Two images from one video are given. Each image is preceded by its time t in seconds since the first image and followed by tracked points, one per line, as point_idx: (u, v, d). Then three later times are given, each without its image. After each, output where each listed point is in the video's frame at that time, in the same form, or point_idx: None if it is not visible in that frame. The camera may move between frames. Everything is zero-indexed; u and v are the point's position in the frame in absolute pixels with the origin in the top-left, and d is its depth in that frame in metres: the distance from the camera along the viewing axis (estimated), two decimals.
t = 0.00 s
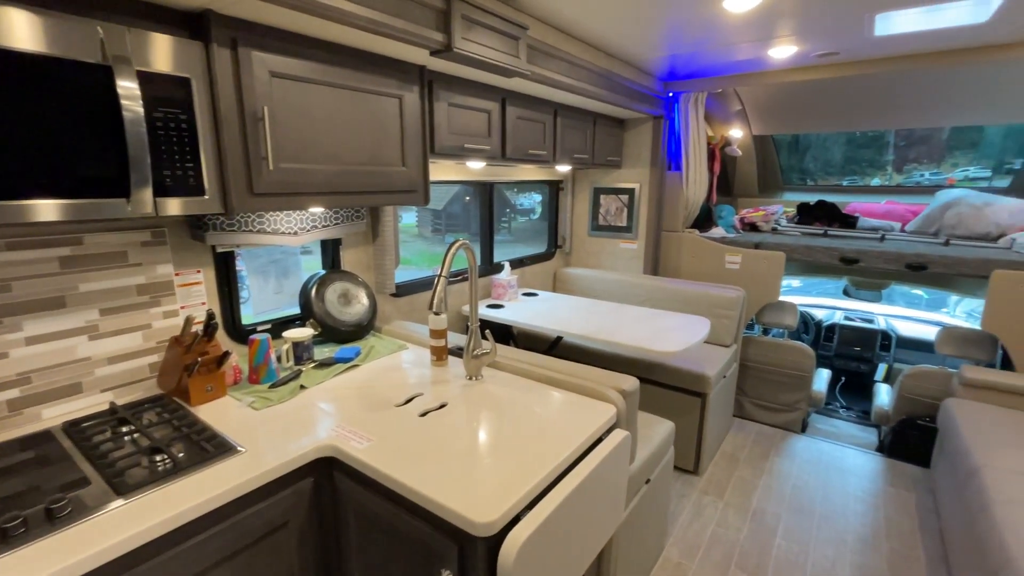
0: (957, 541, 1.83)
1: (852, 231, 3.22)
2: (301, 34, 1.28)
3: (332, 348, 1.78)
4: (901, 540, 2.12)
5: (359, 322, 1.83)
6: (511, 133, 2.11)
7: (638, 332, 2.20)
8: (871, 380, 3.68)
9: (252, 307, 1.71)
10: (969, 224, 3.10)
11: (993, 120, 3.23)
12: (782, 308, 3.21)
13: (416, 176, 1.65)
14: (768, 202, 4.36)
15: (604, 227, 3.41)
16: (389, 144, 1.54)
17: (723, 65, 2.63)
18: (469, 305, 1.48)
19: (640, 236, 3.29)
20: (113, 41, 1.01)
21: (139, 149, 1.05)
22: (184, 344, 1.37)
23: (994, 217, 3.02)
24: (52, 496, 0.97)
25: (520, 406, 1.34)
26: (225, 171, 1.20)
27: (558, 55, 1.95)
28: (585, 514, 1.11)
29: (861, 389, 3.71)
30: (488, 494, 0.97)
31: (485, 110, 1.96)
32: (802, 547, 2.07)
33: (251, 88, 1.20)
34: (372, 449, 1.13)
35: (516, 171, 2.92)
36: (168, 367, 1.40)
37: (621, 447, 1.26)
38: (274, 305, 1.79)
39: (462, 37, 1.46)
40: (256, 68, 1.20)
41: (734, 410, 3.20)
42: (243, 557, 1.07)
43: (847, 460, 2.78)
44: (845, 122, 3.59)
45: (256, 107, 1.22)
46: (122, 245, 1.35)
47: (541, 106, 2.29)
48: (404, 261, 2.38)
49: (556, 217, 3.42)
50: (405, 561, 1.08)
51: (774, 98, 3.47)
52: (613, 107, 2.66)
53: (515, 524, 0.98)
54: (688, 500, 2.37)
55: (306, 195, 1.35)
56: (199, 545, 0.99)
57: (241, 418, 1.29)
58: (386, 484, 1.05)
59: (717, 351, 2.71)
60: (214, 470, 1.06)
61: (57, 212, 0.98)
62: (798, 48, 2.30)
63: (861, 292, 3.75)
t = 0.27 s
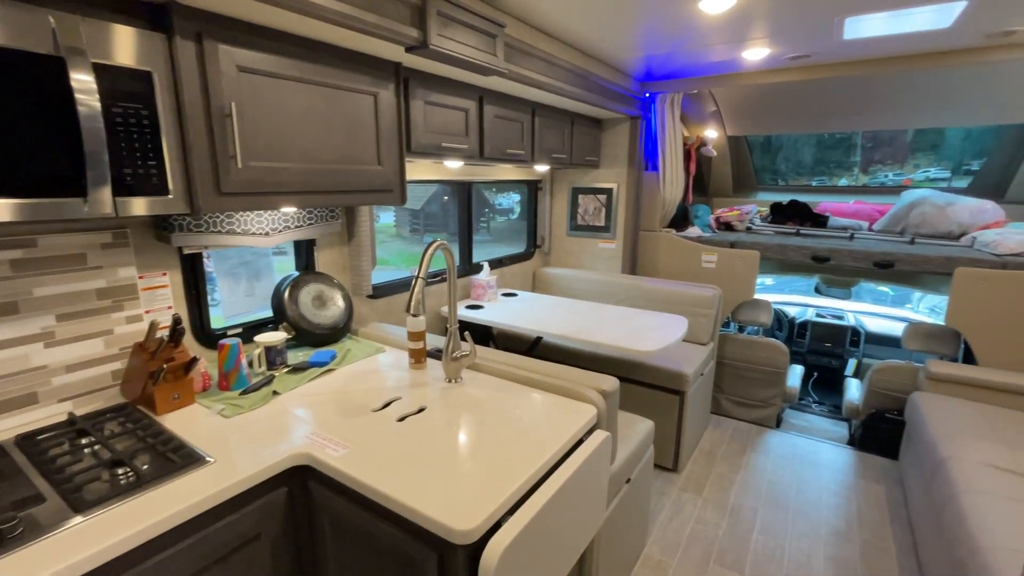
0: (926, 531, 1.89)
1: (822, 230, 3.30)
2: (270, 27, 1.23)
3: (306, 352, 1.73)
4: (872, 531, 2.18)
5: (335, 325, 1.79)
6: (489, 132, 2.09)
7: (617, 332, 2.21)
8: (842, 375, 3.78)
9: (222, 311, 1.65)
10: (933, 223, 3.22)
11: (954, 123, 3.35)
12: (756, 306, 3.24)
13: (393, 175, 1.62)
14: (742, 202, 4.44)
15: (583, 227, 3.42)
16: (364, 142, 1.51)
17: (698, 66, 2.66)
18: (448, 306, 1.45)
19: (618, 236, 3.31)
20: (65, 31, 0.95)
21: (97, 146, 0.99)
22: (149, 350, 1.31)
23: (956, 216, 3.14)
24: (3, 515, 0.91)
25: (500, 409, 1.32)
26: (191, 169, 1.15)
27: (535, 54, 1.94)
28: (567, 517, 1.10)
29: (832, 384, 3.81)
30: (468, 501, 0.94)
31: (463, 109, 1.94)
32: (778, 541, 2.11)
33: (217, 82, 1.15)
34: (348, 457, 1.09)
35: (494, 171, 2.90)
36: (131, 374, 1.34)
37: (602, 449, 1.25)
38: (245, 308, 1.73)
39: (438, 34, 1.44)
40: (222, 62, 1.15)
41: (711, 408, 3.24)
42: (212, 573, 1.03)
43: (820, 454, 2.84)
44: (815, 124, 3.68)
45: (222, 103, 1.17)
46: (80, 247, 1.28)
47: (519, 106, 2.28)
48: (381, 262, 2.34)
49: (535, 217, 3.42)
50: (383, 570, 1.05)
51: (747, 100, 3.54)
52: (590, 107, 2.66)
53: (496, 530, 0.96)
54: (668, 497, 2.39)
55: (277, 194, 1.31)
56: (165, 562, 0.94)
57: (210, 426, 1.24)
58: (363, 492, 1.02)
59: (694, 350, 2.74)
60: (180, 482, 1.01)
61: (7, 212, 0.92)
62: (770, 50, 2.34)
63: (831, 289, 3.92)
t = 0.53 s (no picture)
0: (895, 522, 1.95)
1: (794, 230, 3.37)
2: (236, 20, 1.18)
3: (278, 357, 1.67)
4: (844, 523, 2.23)
5: (308, 329, 1.73)
6: (466, 132, 2.06)
7: (596, 332, 2.20)
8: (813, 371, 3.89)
9: (188, 316, 1.58)
10: (897, 223, 3.32)
11: (916, 126, 3.47)
12: (732, 305, 3.30)
13: (367, 174, 1.58)
14: (716, 202, 4.52)
15: (561, 227, 3.42)
16: (337, 141, 1.46)
17: (673, 67, 2.68)
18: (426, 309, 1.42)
19: (596, 236, 3.32)
20: (9, 20, 0.88)
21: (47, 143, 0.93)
22: (108, 360, 1.24)
23: (919, 216, 3.25)
24: None
25: (480, 413, 1.30)
26: (151, 169, 1.09)
27: (512, 53, 1.92)
28: (549, 523, 1.09)
29: (804, 380, 3.91)
30: (448, 512, 0.92)
31: (439, 108, 1.91)
32: (755, 536, 2.14)
33: (179, 77, 1.09)
34: (323, 468, 1.05)
35: (471, 170, 2.87)
36: (90, 386, 1.26)
37: (583, 452, 1.24)
38: (213, 313, 1.67)
39: (413, 30, 1.40)
40: (184, 56, 1.10)
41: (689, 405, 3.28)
42: None
43: (794, 449, 2.90)
44: (786, 125, 3.76)
45: (185, 99, 1.11)
46: (31, 251, 1.20)
47: (496, 105, 2.26)
48: (357, 262, 2.29)
49: (513, 218, 3.40)
50: None
51: (721, 101, 3.59)
52: (567, 107, 2.66)
53: (477, 540, 0.94)
54: (647, 495, 2.40)
55: (246, 195, 1.26)
56: None
57: (175, 438, 1.18)
58: (338, 505, 0.98)
59: (672, 349, 2.77)
60: (142, 500, 0.96)
61: None
62: (743, 52, 2.38)
63: (802, 287, 4.07)
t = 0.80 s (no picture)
0: (866, 514, 2.00)
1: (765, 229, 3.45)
2: (198, 12, 1.13)
3: (248, 364, 1.60)
4: (817, 516, 2.29)
5: (280, 334, 1.67)
6: (441, 131, 2.03)
7: (574, 332, 2.20)
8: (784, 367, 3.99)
9: (150, 322, 1.51)
10: (863, 223, 3.43)
11: (879, 128, 3.59)
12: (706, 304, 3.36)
13: (340, 174, 1.53)
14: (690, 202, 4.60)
15: (537, 227, 3.41)
16: (308, 140, 1.41)
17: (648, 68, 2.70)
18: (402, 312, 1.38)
19: (573, 236, 3.33)
20: None
21: None
22: (61, 371, 1.17)
23: (883, 216, 3.36)
24: None
25: (459, 418, 1.27)
26: (107, 167, 1.03)
27: (488, 51, 1.90)
28: (531, 529, 1.07)
29: (775, 376, 4.01)
30: (426, 524, 0.89)
31: (414, 106, 1.87)
32: (732, 531, 2.17)
33: (136, 71, 1.03)
34: (296, 480, 1.01)
35: (447, 170, 2.83)
36: (42, 399, 1.19)
37: (565, 455, 1.23)
38: (178, 318, 1.59)
39: (387, 26, 1.37)
40: (142, 48, 1.04)
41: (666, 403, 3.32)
42: None
43: (768, 444, 2.96)
44: (757, 127, 3.84)
45: (144, 94, 1.05)
46: None
47: (472, 104, 2.23)
48: (330, 263, 2.23)
49: (489, 217, 3.37)
50: None
51: (694, 102, 3.64)
52: (544, 106, 2.65)
53: (458, 551, 0.91)
54: (627, 494, 2.41)
55: (211, 195, 1.20)
56: None
57: (136, 452, 1.12)
58: (313, 519, 0.94)
59: (649, 348, 2.79)
60: (99, 521, 0.90)
61: None
62: (716, 54, 2.41)
63: (773, 285, 4.19)
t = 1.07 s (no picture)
0: (838, 507, 2.04)
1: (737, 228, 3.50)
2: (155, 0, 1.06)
3: (214, 373, 1.53)
4: (791, 510, 2.33)
5: (248, 340, 1.60)
6: (416, 129, 1.98)
7: (553, 333, 2.18)
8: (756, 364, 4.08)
9: (107, 330, 1.42)
10: (830, 222, 3.52)
11: (844, 130, 3.70)
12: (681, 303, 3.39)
13: (310, 173, 1.48)
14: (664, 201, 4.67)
15: (513, 227, 3.39)
16: (275, 137, 1.35)
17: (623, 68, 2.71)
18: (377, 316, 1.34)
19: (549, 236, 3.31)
20: None
21: None
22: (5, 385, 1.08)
23: (849, 215, 3.46)
24: None
25: (438, 426, 1.23)
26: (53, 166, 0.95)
27: (463, 48, 1.86)
28: (513, 538, 1.05)
29: (748, 372, 4.10)
30: (406, 539, 0.86)
31: (387, 103, 1.82)
32: (710, 529, 2.19)
33: (86, 62, 0.96)
34: (266, 497, 0.96)
35: (422, 169, 2.78)
36: None
37: (546, 460, 1.21)
38: (138, 326, 1.51)
39: (358, 19, 1.32)
40: (92, 38, 0.96)
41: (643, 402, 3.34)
42: None
43: (742, 440, 3.01)
44: (728, 127, 3.90)
45: (94, 87, 0.98)
46: None
47: (447, 102, 2.19)
48: (301, 264, 2.16)
49: (465, 218, 3.34)
50: None
51: (667, 103, 3.68)
52: (520, 105, 2.63)
53: (439, 565, 0.88)
54: (606, 495, 2.41)
55: (171, 195, 1.13)
56: None
57: (91, 471, 1.05)
58: (284, 538, 0.89)
59: (626, 347, 2.79)
60: (47, 549, 0.83)
61: None
62: (690, 55, 2.43)
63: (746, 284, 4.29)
